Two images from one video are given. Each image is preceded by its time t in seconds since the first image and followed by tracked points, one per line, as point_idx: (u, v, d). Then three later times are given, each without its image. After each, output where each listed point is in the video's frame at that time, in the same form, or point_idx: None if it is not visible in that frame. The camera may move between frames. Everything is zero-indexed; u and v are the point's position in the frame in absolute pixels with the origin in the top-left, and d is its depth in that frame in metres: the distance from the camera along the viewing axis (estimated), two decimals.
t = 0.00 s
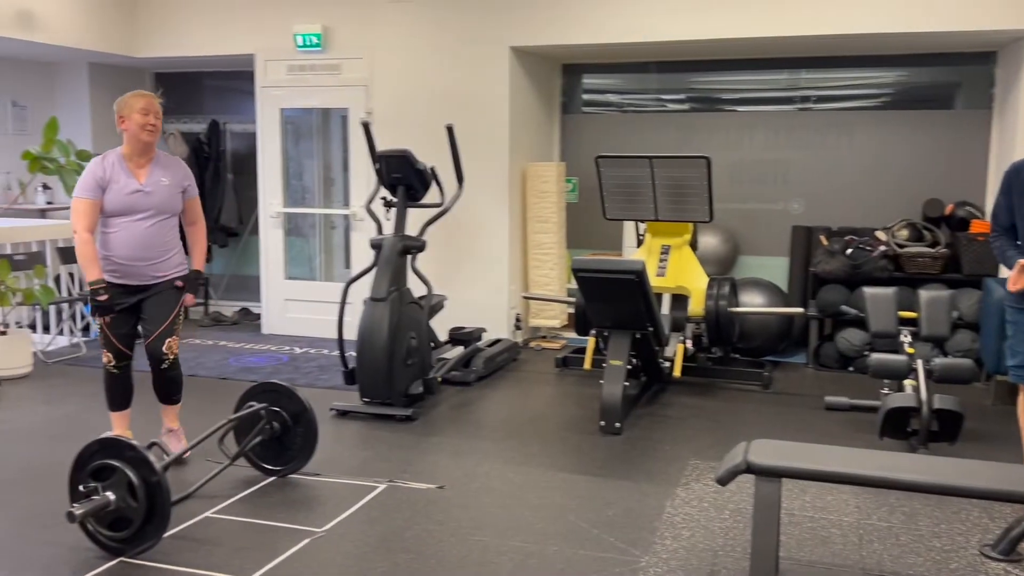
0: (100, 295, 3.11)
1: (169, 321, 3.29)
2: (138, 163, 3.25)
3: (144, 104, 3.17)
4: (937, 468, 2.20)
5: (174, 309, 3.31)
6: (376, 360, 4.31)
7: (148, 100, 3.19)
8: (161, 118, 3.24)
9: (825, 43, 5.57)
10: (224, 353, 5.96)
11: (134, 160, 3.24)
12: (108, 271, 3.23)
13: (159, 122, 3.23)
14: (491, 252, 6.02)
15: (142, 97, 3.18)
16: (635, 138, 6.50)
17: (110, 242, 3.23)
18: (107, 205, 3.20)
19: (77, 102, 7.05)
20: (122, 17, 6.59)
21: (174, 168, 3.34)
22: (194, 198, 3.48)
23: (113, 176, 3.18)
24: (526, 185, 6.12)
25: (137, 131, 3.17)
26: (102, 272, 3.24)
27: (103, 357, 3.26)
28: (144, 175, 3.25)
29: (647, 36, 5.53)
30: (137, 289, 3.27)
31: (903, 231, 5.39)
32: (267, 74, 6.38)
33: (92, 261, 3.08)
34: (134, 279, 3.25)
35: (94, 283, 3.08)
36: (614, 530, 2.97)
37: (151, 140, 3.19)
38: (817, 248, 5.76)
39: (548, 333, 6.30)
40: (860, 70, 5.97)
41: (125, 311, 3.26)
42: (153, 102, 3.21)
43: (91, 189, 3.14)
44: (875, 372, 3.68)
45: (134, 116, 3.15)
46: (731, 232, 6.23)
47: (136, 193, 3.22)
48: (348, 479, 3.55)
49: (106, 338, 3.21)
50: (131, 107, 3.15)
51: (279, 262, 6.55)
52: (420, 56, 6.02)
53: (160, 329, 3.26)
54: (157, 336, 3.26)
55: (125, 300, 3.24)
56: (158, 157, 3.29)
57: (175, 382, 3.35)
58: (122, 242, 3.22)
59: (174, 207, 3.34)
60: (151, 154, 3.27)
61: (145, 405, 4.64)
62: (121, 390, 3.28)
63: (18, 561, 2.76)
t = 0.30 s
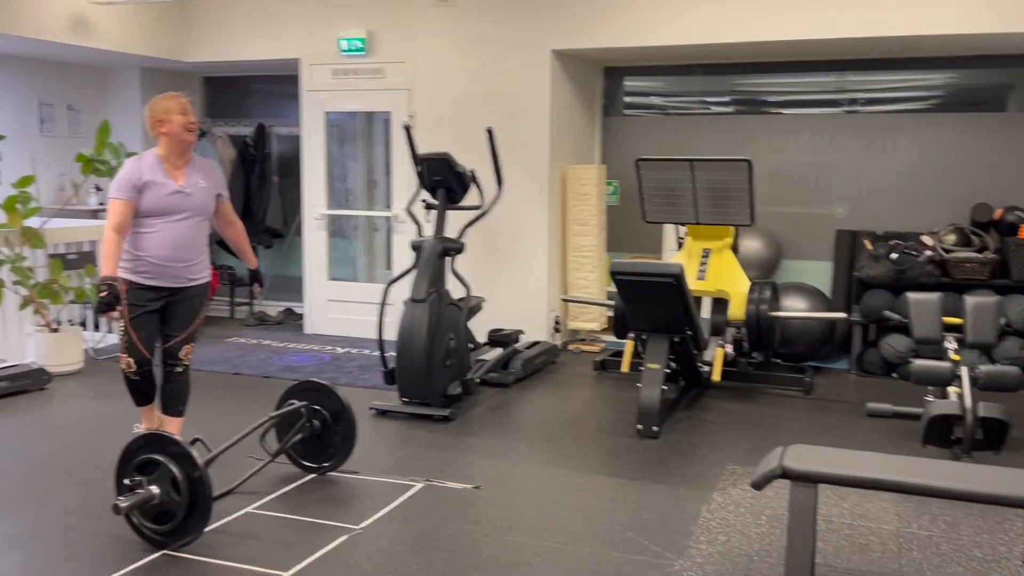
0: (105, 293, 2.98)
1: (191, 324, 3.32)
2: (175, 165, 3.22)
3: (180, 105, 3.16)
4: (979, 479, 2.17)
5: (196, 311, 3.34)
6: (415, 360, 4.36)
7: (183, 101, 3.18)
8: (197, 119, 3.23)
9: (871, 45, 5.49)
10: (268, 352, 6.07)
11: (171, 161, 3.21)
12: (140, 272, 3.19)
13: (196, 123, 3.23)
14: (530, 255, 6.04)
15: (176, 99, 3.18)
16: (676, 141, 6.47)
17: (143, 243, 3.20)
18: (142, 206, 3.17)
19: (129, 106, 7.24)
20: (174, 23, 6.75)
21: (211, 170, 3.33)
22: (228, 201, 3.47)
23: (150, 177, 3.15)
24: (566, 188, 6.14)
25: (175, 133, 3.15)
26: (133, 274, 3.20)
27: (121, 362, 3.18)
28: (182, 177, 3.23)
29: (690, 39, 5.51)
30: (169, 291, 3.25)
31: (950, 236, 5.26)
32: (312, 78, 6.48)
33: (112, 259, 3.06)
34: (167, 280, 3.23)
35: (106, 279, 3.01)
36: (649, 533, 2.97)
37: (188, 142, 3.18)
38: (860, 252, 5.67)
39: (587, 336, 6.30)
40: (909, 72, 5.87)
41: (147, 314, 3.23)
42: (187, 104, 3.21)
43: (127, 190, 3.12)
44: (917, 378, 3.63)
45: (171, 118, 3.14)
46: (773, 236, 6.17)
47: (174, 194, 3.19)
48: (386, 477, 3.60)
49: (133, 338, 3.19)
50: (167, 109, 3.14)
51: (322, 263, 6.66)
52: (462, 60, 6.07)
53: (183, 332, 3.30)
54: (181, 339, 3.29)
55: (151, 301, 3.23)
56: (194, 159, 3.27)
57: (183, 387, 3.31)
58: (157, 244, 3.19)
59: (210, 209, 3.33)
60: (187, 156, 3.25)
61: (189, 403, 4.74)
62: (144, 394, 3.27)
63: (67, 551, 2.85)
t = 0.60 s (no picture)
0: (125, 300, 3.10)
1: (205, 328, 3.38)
2: (191, 165, 3.26)
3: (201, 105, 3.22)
4: (994, 483, 2.15)
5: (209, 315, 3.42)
6: (435, 359, 4.39)
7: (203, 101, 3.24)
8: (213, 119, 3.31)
9: (898, 47, 5.44)
10: (292, 351, 6.14)
11: (188, 160, 3.24)
12: (159, 271, 3.21)
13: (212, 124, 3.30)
14: (552, 256, 6.05)
15: (196, 99, 3.24)
16: (700, 143, 6.45)
17: (161, 242, 3.21)
18: (161, 205, 3.18)
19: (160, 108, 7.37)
20: (204, 27, 6.86)
21: (221, 170, 3.39)
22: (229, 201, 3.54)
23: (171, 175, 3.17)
24: (590, 190, 6.14)
25: (195, 132, 3.21)
26: (150, 273, 3.21)
27: (144, 362, 3.19)
28: (198, 177, 3.28)
29: (715, 41, 5.50)
30: (187, 290, 3.28)
31: (977, 239, 5.17)
32: (339, 81, 6.56)
33: (127, 263, 3.10)
34: (186, 280, 3.26)
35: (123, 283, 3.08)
36: (663, 534, 2.97)
37: (207, 142, 3.24)
38: (886, 256, 5.62)
39: (610, 338, 6.29)
40: (941, 74, 5.81)
41: (169, 313, 3.25)
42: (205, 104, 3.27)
43: (150, 188, 3.12)
44: (939, 383, 3.59)
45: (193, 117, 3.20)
46: (797, 239, 6.12)
47: (195, 193, 3.24)
48: (404, 475, 3.63)
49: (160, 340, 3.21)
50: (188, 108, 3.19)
51: (347, 263, 6.72)
52: (486, 62, 6.10)
53: (200, 335, 3.37)
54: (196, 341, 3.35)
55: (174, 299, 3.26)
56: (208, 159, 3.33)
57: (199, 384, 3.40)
58: (177, 243, 3.22)
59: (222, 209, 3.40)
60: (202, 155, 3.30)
61: (213, 400, 4.81)
62: (146, 401, 3.22)
63: (89, 542, 2.91)
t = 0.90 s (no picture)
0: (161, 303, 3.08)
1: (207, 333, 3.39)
2: (175, 167, 3.28)
3: (179, 104, 3.22)
4: (990, 488, 2.14)
5: (210, 319, 3.43)
6: (442, 360, 4.41)
7: (181, 100, 3.24)
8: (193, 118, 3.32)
9: (910, 50, 5.41)
10: (303, 352, 6.18)
11: (171, 162, 3.26)
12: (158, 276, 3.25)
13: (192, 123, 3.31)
14: (562, 258, 6.06)
15: (176, 99, 3.24)
16: (711, 146, 6.44)
17: (158, 248, 3.25)
18: (154, 211, 3.20)
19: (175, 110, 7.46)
20: (218, 30, 6.93)
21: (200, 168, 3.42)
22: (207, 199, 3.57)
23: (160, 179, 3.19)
24: (600, 193, 6.15)
25: (178, 133, 3.22)
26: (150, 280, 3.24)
27: (144, 368, 3.24)
28: (183, 178, 3.30)
29: (725, 44, 5.49)
30: (186, 292, 3.34)
31: (989, 243, 5.15)
32: (351, 83, 6.60)
33: (148, 271, 3.10)
34: (184, 282, 3.31)
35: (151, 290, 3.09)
36: (663, 535, 2.97)
37: (190, 142, 3.26)
38: (898, 260, 5.59)
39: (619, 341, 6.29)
40: (959, 77, 5.75)
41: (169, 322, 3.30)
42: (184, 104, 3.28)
43: (144, 195, 3.13)
44: (945, 387, 3.60)
45: (174, 117, 3.20)
46: (807, 243, 6.10)
47: (184, 196, 3.27)
48: (408, 475, 3.64)
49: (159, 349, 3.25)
50: (169, 108, 3.19)
51: (358, 265, 6.76)
52: (497, 65, 6.12)
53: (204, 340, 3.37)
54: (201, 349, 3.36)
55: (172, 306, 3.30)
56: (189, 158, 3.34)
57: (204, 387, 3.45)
58: (173, 247, 3.27)
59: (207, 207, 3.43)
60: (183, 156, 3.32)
61: (222, 400, 4.85)
62: (146, 408, 3.28)
63: (93, 538, 2.95)
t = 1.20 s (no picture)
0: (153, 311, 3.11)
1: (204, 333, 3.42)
2: (169, 167, 3.30)
3: (171, 103, 3.25)
4: (977, 487, 2.15)
5: (207, 318, 3.45)
6: (440, 361, 4.43)
7: (173, 100, 3.26)
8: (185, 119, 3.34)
9: (909, 53, 5.41)
10: (303, 352, 6.21)
11: (165, 163, 3.28)
12: (156, 277, 3.26)
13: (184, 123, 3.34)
14: (561, 260, 6.08)
15: (168, 100, 3.26)
16: (711, 148, 6.44)
17: (155, 250, 3.26)
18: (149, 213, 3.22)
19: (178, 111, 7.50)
20: (221, 32, 6.96)
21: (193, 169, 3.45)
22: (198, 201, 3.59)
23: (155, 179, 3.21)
24: (600, 194, 6.16)
25: (170, 133, 3.24)
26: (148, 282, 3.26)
27: (139, 368, 3.29)
28: (176, 178, 3.32)
29: (725, 46, 5.51)
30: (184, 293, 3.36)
31: (989, 246, 5.14)
32: (353, 85, 6.63)
33: (143, 276, 3.12)
34: (181, 283, 3.33)
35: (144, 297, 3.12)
36: (655, 535, 2.98)
37: (182, 142, 3.29)
38: (897, 263, 5.59)
39: (619, 343, 6.30)
40: (961, 80, 5.75)
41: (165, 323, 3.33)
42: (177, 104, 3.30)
43: (140, 197, 3.15)
44: (940, 390, 3.60)
45: (166, 117, 3.22)
46: (807, 245, 6.10)
47: (179, 196, 3.29)
48: (404, 475, 3.66)
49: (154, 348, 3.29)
50: (161, 108, 3.22)
51: (359, 266, 6.79)
52: (498, 67, 6.14)
53: (201, 336, 3.39)
54: (199, 347, 3.37)
55: (168, 307, 3.33)
56: (181, 158, 3.36)
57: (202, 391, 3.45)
58: (169, 249, 3.28)
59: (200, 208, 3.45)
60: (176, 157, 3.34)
61: (222, 399, 4.88)
62: (140, 409, 3.32)
63: (89, 535, 2.97)
